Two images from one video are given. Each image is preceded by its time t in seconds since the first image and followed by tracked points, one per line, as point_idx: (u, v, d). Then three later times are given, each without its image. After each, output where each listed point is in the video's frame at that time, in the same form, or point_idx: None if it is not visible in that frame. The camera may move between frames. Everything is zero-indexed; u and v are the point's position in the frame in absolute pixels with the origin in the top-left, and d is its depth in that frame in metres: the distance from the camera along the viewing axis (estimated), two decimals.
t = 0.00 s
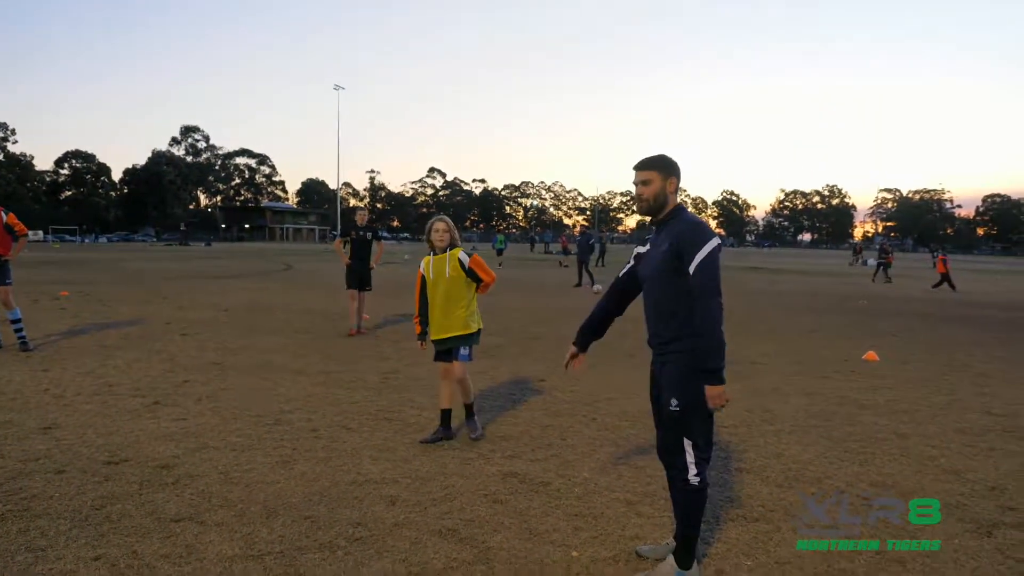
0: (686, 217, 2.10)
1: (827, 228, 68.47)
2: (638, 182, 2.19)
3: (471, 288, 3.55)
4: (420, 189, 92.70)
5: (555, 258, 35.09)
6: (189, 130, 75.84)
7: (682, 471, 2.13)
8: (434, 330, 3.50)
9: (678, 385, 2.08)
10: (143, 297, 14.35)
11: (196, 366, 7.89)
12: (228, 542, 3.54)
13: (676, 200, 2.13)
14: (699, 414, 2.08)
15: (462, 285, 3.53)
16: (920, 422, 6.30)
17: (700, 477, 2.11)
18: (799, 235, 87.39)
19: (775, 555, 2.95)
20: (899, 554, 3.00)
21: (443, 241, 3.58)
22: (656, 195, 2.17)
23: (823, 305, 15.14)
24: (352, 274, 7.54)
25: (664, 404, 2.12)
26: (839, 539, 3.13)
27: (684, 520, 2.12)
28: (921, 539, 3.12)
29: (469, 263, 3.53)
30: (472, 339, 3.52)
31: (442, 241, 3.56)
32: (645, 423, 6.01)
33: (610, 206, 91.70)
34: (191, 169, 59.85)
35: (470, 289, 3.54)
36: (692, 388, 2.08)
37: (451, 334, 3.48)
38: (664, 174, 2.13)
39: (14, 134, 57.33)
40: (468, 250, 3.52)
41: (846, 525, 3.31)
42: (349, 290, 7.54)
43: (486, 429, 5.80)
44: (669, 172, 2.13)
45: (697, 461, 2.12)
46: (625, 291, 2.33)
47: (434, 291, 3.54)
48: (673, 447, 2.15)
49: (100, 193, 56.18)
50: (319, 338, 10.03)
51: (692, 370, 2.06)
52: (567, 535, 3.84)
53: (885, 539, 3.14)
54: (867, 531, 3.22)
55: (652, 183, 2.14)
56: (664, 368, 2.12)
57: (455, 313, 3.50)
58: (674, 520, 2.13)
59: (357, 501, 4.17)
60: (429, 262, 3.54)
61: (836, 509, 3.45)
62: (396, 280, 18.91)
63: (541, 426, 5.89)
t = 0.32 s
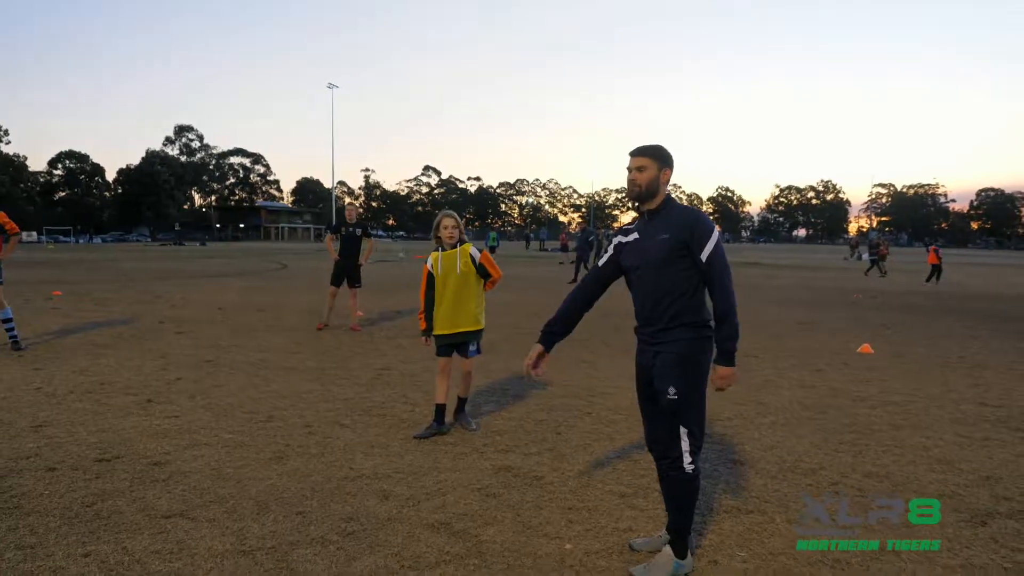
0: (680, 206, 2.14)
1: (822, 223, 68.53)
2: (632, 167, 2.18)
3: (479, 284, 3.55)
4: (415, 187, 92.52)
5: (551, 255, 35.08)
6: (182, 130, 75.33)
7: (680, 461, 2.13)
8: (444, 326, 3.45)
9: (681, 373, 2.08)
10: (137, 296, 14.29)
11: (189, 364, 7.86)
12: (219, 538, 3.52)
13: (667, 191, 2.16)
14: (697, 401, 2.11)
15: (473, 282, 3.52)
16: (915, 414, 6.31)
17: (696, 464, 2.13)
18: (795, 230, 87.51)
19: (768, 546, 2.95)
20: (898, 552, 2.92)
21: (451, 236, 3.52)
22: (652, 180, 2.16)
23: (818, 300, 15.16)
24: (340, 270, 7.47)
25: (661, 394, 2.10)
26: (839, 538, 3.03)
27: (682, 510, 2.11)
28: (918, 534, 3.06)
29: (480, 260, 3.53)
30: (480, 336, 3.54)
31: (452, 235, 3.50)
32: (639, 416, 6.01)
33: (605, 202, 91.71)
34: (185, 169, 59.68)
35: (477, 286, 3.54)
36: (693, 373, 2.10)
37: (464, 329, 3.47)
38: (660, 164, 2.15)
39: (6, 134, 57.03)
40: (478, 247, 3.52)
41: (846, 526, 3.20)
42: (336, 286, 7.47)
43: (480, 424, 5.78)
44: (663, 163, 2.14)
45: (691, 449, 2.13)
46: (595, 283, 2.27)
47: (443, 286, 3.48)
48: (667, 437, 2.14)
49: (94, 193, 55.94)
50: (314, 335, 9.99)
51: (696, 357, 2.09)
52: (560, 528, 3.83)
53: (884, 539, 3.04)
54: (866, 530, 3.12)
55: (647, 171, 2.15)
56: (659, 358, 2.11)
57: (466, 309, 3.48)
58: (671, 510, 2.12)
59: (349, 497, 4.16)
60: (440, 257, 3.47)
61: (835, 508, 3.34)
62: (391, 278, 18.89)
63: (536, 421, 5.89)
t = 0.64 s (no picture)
0: (669, 196, 2.11)
1: (818, 220, 68.63)
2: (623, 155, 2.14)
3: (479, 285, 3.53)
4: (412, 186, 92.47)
5: (547, 252, 35.01)
6: (177, 129, 75.07)
7: (667, 452, 2.11)
8: (444, 317, 3.41)
9: (667, 364, 2.05)
10: (129, 295, 14.21)
11: (179, 361, 7.81)
12: (202, 534, 3.48)
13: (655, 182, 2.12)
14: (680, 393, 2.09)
15: (478, 279, 3.49)
16: (907, 406, 6.29)
17: (682, 456, 2.12)
18: (792, 227, 87.66)
19: (757, 538, 2.91)
20: (898, 552, 2.81)
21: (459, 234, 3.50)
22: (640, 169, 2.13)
23: (812, 295, 15.15)
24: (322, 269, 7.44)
25: (645, 386, 2.07)
26: (839, 538, 2.93)
27: (670, 503, 2.10)
28: (920, 533, 2.95)
29: (484, 261, 3.51)
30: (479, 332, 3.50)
31: (460, 232, 3.48)
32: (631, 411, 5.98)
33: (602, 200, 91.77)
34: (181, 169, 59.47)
35: (481, 285, 3.51)
36: (678, 365, 2.07)
37: (462, 324, 3.43)
38: (654, 153, 2.12)
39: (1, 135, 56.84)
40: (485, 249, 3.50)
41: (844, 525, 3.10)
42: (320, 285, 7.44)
43: (470, 418, 5.75)
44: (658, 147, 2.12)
45: (677, 440, 2.12)
46: (577, 269, 2.22)
47: (447, 281, 3.44)
48: (653, 429, 2.12)
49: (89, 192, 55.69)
50: (306, 332, 9.94)
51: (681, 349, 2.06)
52: (547, 521, 3.79)
53: (885, 539, 2.93)
54: (866, 530, 3.02)
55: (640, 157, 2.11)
56: (643, 348, 2.07)
57: (467, 304, 3.44)
58: (657, 502, 2.10)
59: (335, 491, 4.12)
60: (446, 252, 3.45)
61: (835, 507, 3.23)
62: (386, 276, 18.84)
63: (526, 415, 5.85)
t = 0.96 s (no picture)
0: (651, 186, 2.05)
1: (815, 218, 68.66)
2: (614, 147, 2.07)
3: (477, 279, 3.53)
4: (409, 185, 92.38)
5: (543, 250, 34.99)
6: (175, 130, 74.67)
7: (653, 448, 2.07)
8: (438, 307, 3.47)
9: (650, 358, 2.01)
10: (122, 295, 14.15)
11: (168, 360, 7.76)
12: (179, 532, 3.44)
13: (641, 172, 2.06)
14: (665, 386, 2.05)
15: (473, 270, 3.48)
16: (899, 401, 6.26)
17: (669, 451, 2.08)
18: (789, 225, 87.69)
19: (741, 534, 2.87)
20: (898, 552, 2.73)
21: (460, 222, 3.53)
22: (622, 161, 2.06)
23: (807, 291, 15.14)
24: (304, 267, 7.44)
25: (629, 380, 2.03)
26: (838, 538, 2.84)
27: (657, 499, 2.06)
28: (920, 533, 2.86)
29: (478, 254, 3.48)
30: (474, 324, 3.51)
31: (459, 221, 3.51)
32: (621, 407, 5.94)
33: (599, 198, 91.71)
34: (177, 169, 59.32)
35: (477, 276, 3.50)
36: (662, 359, 2.03)
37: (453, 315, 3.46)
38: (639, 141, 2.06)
39: None
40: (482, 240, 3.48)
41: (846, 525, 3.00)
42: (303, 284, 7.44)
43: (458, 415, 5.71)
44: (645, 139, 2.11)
45: (663, 435, 2.08)
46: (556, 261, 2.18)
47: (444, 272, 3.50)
48: (638, 424, 2.07)
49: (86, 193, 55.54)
50: (298, 330, 9.90)
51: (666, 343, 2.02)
52: (530, 517, 3.75)
53: (885, 539, 2.85)
54: (866, 529, 2.93)
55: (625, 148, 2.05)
56: (627, 342, 2.03)
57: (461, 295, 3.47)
58: (641, 496, 2.07)
59: (317, 489, 4.08)
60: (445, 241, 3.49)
61: (836, 507, 3.13)
62: (380, 275, 18.79)
63: (513, 413, 5.81)
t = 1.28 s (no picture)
0: (637, 184, 2.04)
1: (817, 218, 68.65)
2: (597, 140, 2.06)
3: (476, 272, 3.58)
4: (410, 185, 92.49)
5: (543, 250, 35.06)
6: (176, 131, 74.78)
7: (636, 445, 2.06)
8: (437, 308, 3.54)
9: (635, 356, 2.01)
10: (119, 296, 14.15)
11: (163, 360, 7.76)
12: (162, 530, 3.44)
13: (624, 169, 2.06)
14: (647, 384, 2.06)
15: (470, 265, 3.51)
16: (894, 400, 6.25)
17: (652, 448, 2.08)
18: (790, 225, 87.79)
19: (728, 532, 2.87)
20: (898, 552, 2.71)
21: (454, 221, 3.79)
22: (604, 157, 2.04)
23: (806, 290, 15.13)
24: (297, 267, 7.45)
25: (612, 377, 2.03)
26: (837, 538, 2.81)
27: (641, 496, 2.06)
28: (919, 533, 2.84)
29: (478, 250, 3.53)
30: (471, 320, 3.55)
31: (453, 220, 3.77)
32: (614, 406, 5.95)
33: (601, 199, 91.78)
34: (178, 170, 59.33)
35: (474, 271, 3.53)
36: (645, 357, 2.03)
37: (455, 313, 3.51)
38: (624, 130, 2.04)
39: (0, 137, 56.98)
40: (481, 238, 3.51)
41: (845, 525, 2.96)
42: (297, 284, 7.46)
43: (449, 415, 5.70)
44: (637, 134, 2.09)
45: (646, 432, 2.07)
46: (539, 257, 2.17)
47: (441, 270, 3.54)
48: (621, 422, 2.07)
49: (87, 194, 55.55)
50: (294, 330, 9.91)
51: (649, 341, 2.02)
52: (516, 516, 3.75)
53: (885, 539, 2.83)
54: (867, 529, 2.91)
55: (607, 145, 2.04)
56: (611, 339, 2.03)
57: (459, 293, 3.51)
58: (623, 494, 2.06)
59: (304, 487, 4.08)
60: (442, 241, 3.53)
61: (832, 507, 3.11)
62: (379, 275, 18.81)
63: (504, 412, 5.80)
